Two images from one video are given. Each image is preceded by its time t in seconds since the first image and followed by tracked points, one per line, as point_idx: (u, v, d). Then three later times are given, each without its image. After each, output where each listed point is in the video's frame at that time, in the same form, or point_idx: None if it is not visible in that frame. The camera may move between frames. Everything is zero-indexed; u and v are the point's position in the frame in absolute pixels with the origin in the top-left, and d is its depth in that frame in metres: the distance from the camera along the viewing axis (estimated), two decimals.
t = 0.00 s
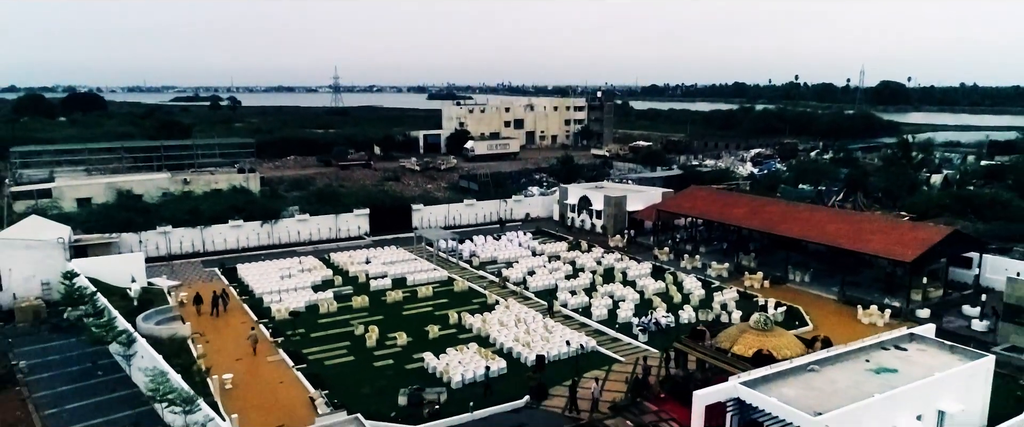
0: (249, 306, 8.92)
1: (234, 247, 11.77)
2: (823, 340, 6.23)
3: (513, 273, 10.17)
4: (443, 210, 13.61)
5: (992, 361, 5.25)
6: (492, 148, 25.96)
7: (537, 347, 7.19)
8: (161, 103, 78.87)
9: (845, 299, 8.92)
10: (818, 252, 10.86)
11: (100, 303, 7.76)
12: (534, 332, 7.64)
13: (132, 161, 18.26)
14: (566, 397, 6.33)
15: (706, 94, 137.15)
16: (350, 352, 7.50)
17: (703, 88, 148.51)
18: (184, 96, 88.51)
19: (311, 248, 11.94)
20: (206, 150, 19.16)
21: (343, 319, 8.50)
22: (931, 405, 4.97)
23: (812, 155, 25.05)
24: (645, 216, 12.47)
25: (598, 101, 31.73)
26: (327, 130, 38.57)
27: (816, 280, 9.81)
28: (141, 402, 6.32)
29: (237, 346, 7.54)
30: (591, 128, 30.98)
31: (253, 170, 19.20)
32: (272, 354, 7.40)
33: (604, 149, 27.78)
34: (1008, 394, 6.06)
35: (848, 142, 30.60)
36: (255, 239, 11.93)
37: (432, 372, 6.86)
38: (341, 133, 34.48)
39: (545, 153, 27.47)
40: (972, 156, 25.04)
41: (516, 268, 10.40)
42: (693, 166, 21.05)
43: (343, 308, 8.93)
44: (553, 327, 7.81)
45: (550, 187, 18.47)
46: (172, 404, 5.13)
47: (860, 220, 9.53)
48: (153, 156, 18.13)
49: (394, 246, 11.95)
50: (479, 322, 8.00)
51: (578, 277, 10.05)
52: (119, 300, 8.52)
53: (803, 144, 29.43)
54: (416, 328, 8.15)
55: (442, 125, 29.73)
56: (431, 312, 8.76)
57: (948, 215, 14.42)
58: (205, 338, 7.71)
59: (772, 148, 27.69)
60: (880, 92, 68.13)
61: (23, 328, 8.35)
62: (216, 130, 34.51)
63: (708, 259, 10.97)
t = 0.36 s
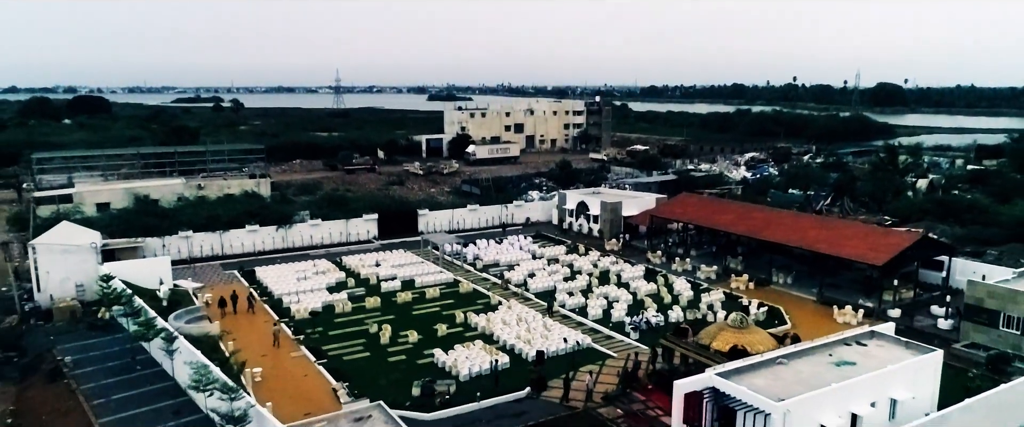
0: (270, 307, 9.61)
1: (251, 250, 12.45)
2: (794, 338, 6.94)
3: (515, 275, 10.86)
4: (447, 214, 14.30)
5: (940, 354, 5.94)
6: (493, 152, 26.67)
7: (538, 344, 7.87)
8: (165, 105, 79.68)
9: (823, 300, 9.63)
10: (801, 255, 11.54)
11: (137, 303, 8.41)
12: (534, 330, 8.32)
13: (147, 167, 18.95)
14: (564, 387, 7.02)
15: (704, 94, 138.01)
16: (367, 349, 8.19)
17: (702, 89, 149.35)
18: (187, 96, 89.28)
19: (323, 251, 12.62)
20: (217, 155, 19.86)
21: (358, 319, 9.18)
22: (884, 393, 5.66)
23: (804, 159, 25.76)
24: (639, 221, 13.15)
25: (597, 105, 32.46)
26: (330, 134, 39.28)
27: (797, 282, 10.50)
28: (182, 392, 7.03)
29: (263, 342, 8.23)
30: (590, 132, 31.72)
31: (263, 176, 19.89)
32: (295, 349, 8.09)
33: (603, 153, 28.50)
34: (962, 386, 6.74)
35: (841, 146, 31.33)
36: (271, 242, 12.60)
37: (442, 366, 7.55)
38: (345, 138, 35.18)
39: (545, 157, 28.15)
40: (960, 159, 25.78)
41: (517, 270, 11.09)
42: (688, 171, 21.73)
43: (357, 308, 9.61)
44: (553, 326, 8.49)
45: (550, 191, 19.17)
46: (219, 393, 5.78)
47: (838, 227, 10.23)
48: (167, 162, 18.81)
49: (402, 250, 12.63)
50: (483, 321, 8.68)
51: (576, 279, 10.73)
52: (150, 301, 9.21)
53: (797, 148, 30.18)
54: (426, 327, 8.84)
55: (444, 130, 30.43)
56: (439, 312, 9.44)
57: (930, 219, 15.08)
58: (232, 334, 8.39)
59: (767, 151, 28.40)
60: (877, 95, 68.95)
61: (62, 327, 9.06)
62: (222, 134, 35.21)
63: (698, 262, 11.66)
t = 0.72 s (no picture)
0: (304, 307, 11.07)
1: (280, 256, 13.92)
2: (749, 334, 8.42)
3: (516, 280, 12.33)
4: (454, 224, 15.77)
5: (861, 346, 7.40)
6: (494, 161, 28.15)
7: (537, 339, 9.35)
8: (171, 109, 81.26)
9: (784, 301, 11.09)
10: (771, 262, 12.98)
11: (196, 304, 9.87)
12: (534, 327, 9.79)
13: (174, 177, 20.45)
14: (558, 374, 8.50)
15: (700, 97, 139.57)
16: (393, 343, 9.65)
17: (699, 91, 150.87)
18: (192, 99, 90.83)
19: (345, 257, 14.09)
20: (238, 167, 21.36)
21: (381, 318, 10.64)
22: (813, 376, 7.13)
23: (789, 168, 27.19)
24: (628, 230, 14.59)
25: (593, 114, 33.98)
26: (337, 141, 40.77)
27: (765, 285, 11.97)
28: (243, 378, 8.50)
29: (302, 337, 9.69)
30: (586, 140, 33.27)
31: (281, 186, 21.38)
32: (331, 342, 9.56)
33: (599, 161, 29.98)
34: (885, 372, 8.20)
35: (827, 153, 32.80)
36: (297, 250, 14.06)
37: (457, 357, 9.02)
38: (352, 146, 36.66)
39: (544, 165, 29.60)
40: (936, 168, 27.26)
41: (518, 275, 12.56)
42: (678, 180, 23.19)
43: (379, 308, 11.07)
44: (550, 324, 9.96)
45: (548, 200, 20.63)
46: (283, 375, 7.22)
47: (799, 238, 11.71)
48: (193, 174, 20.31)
49: (415, 256, 14.09)
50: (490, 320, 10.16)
51: (570, 283, 12.21)
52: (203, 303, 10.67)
53: (784, 156, 31.65)
54: (441, 325, 10.29)
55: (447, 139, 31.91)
56: (451, 312, 10.91)
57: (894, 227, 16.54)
58: (275, 330, 9.85)
59: (755, 160, 29.88)
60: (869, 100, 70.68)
61: (127, 324, 10.54)
62: (234, 143, 36.70)
63: (679, 267, 13.13)
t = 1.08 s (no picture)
0: (351, 309, 13.94)
1: (323, 267, 16.79)
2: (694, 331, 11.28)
3: (518, 287, 15.20)
4: (466, 238, 18.64)
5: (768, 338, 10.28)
6: (497, 176, 31.07)
7: (536, 334, 12.24)
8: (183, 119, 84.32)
9: (732, 305, 13.93)
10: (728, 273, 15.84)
11: (272, 306, 12.72)
12: (533, 325, 12.67)
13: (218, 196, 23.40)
14: (552, 361, 11.36)
15: (696, 103, 142.64)
16: (425, 338, 12.50)
17: (695, 96, 153.97)
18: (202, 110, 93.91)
19: (376, 268, 16.96)
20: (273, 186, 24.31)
21: (413, 318, 13.51)
22: (731, 360, 10.03)
23: (764, 183, 30.08)
24: (612, 245, 17.45)
25: (588, 131, 36.89)
26: (350, 154, 43.67)
27: (719, 292, 14.83)
28: (316, 362, 11.36)
29: (354, 332, 12.51)
30: (581, 155, 36.21)
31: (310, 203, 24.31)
32: (377, 336, 12.38)
33: (593, 175, 32.89)
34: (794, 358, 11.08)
35: (801, 167, 35.75)
36: (337, 262, 16.94)
37: (475, 347, 11.88)
38: (365, 160, 39.58)
39: (542, 179, 32.49)
40: (897, 183, 30.19)
41: (520, 283, 15.43)
42: (661, 196, 26.11)
43: (411, 311, 13.93)
44: (546, 322, 12.84)
45: (546, 215, 23.51)
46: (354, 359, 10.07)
47: (746, 255, 14.55)
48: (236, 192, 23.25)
49: (434, 267, 16.97)
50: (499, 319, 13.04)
51: (562, 290, 15.07)
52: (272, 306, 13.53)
53: (763, 169, 34.55)
54: (460, 324, 13.17)
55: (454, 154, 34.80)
56: (468, 313, 13.78)
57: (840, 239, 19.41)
58: (332, 327, 12.66)
59: (734, 174, 32.81)
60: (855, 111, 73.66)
61: (214, 322, 13.43)
62: (256, 157, 39.65)
63: (653, 277, 16.00)
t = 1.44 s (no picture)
0: (386, 310, 17.16)
1: (357, 275, 20.01)
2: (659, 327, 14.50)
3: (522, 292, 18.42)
4: (476, 250, 21.86)
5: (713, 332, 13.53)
6: (501, 189, 34.33)
7: (536, 330, 15.47)
8: (196, 128, 87.77)
9: (695, 306, 17.16)
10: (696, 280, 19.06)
11: (325, 307, 15.94)
12: (534, 322, 15.90)
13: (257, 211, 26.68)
14: (549, 350, 14.60)
15: (691, 108, 146.15)
16: (447, 332, 15.73)
17: (691, 102, 157.56)
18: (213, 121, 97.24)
19: (402, 276, 20.19)
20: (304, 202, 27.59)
21: (437, 318, 16.72)
22: (684, 348, 13.29)
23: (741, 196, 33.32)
24: (601, 256, 20.67)
25: (583, 146, 40.16)
26: (363, 166, 46.95)
27: (686, 295, 18.05)
28: (365, 351, 14.59)
29: (391, 327, 15.73)
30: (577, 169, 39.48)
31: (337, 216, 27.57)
32: (410, 330, 15.61)
33: (587, 188, 36.17)
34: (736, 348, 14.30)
35: (779, 180, 39.06)
36: (369, 270, 20.18)
37: (488, 340, 15.10)
38: (378, 172, 42.83)
39: (541, 191, 35.77)
40: (861, 196, 33.50)
41: (523, 288, 18.66)
42: (647, 209, 29.36)
43: (435, 311, 17.15)
44: (544, 320, 16.07)
45: (545, 227, 26.78)
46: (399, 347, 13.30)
47: (708, 266, 17.79)
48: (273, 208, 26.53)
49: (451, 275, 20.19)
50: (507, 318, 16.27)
51: (558, 294, 18.29)
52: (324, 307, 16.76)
53: (743, 182, 37.82)
54: (476, 322, 16.39)
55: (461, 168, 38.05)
56: (481, 313, 17.00)
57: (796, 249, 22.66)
58: (374, 324, 15.88)
59: (716, 186, 36.08)
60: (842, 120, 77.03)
61: (277, 320, 16.67)
62: (277, 170, 42.91)
63: (633, 283, 19.23)
